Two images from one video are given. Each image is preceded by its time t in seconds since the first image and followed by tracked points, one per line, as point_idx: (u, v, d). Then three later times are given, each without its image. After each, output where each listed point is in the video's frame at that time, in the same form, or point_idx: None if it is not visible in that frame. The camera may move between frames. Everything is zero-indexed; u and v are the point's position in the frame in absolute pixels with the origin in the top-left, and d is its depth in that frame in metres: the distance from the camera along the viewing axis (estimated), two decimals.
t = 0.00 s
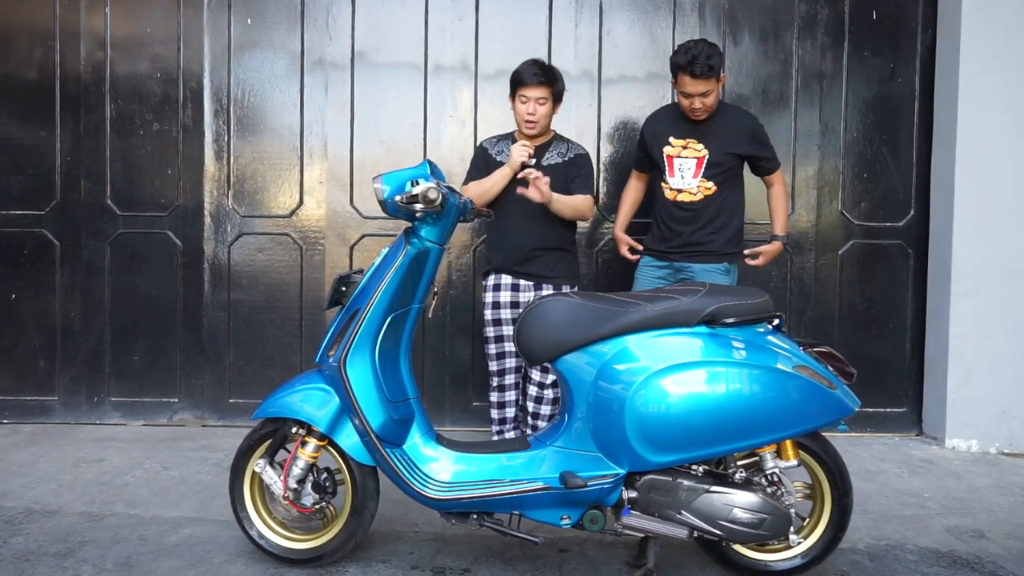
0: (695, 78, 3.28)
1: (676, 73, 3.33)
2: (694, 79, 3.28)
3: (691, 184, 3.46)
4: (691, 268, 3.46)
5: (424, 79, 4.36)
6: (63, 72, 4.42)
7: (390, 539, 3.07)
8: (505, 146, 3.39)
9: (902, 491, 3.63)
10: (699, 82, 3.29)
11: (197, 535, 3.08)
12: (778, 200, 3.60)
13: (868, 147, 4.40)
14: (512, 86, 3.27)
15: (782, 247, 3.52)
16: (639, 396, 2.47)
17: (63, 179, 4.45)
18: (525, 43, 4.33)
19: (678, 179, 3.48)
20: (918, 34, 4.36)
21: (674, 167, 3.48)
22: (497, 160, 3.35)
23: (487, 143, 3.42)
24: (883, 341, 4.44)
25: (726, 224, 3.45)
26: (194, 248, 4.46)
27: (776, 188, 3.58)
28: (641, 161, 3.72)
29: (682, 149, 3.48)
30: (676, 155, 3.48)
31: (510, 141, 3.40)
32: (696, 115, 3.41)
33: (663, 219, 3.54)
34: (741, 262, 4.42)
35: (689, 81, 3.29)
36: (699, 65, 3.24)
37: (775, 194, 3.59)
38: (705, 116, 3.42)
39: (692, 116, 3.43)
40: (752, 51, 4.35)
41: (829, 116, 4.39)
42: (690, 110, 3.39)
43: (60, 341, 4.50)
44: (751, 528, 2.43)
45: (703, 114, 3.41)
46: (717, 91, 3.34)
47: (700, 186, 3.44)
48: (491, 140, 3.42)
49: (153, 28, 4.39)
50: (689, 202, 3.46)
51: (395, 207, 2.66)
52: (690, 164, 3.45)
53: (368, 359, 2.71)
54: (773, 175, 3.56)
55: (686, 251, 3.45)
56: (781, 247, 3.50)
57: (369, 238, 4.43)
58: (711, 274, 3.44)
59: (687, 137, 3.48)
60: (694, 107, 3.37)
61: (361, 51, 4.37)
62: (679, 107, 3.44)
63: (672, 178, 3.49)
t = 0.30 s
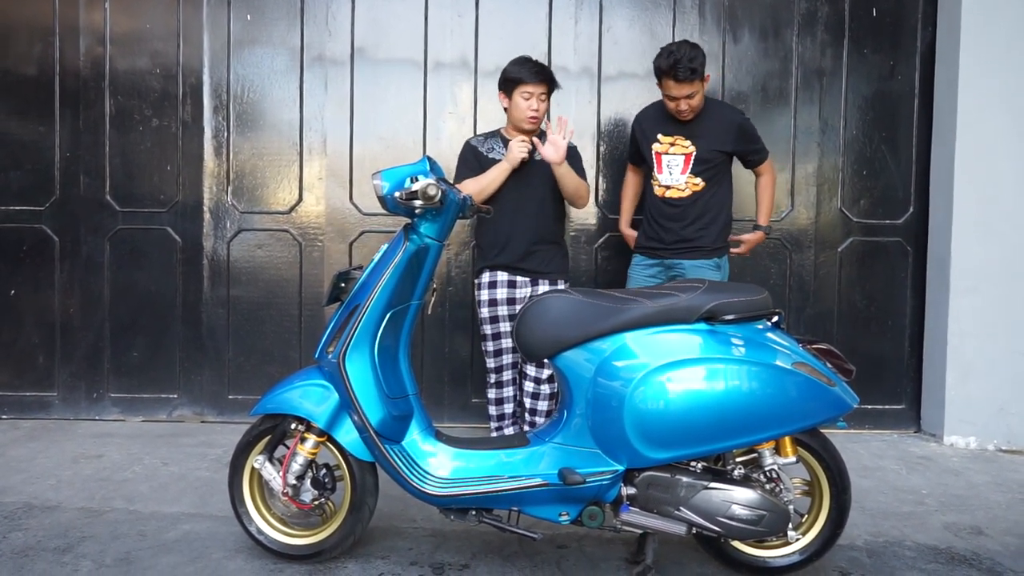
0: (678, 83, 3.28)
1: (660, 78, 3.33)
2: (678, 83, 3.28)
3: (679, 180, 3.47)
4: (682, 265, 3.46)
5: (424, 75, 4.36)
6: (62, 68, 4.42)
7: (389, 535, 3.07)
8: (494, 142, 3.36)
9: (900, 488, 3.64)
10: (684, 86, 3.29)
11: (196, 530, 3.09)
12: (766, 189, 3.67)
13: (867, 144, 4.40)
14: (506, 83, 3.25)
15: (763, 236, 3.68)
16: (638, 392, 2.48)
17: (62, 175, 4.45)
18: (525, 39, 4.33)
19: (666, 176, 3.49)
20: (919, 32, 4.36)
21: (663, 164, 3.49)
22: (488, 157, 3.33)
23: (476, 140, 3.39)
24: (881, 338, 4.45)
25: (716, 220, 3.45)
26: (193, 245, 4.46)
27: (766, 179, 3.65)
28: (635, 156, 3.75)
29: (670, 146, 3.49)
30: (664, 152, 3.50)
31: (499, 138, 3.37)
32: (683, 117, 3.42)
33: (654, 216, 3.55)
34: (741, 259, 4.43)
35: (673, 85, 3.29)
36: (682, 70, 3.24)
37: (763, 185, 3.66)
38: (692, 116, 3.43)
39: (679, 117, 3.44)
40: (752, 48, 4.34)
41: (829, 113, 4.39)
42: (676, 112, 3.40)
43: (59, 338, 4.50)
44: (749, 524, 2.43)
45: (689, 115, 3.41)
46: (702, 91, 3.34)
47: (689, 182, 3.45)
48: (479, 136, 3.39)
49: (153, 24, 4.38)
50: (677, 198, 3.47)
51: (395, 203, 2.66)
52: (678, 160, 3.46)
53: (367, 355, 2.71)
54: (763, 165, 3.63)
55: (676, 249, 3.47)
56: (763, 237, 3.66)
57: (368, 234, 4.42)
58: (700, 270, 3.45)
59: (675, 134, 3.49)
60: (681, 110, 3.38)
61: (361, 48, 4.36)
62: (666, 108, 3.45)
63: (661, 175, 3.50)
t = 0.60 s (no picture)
0: (660, 80, 3.28)
1: (642, 76, 3.33)
2: (660, 81, 3.28)
3: (664, 178, 3.47)
4: (667, 264, 3.48)
5: (424, 74, 4.36)
6: (62, 67, 4.42)
7: (388, 535, 3.07)
8: (489, 141, 3.36)
9: (899, 488, 3.64)
10: (666, 82, 3.29)
11: (196, 530, 3.09)
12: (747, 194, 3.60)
13: (867, 144, 4.40)
14: (505, 82, 3.25)
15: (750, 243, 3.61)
16: (637, 391, 2.48)
17: (62, 175, 4.45)
18: (525, 39, 4.33)
19: (652, 175, 3.50)
20: (918, 32, 4.36)
21: (648, 164, 3.50)
22: (485, 157, 3.33)
23: (470, 139, 3.38)
24: (881, 338, 4.45)
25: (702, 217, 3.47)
26: (193, 244, 4.46)
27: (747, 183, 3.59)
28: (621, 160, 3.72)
29: (654, 145, 3.50)
30: (649, 152, 3.51)
31: (495, 138, 3.38)
32: (667, 115, 3.43)
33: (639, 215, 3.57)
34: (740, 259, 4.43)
35: (655, 83, 3.29)
36: (664, 66, 3.24)
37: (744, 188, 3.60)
38: (677, 113, 3.43)
39: (663, 116, 3.44)
40: (751, 48, 4.35)
41: (828, 113, 4.39)
42: (660, 109, 3.40)
43: (59, 337, 4.50)
44: (748, 524, 2.43)
45: (673, 113, 3.41)
46: (684, 88, 3.34)
47: (673, 180, 3.45)
48: (473, 136, 3.39)
49: (153, 23, 4.38)
50: (662, 196, 3.46)
51: (395, 202, 2.66)
52: (661, 159, 3.46)
53: (367, 355, 2.71)
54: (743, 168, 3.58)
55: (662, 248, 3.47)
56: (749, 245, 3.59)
57: (368, 234, 4.42)
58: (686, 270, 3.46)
59: (658, 133, 3.50)
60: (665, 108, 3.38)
61: (361, 47, 4.36)
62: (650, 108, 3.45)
63: (646, 174, 3.51)
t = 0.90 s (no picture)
0: (647, 77, 3.33)
1: (628, 75, 3.38)
2: (646, 78, 3.33)
3: (652, 178, 3.51)
4: (651, 261, 3.53)
5: (424, 74, 4.36)
6: (62, 66, 4.42)
7: (388, 534, 3.07)
8: (487, 140, 3.36)
9: (900, 487, 3.64)
10: (652, 80, 3.34)
11: (196, 529, 3.09)
12: (719, 200, 3.52)
13: (867, 143, 4.40)
14: (502, 83, 3.23)
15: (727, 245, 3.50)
16: (637, 391, 2.48)
17: (62, 174, 4.45)
18: (525, 38, 4.33)
19: (639, 175, 3.54)
20: (919, 31, 4.36)
21: (634, 165, 3.54)
22: (483, 156, 3.33)
23: (468, 138, 3.38)
24: (881, 337, 4.45)
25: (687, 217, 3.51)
26: (193, 243, 4.46)
27: (718, 188, 3.52)
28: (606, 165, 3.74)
29: (640, 147, 3.54)
30: (635, 153, 3.54)
31: (493, 137, 3.38)
32: (653, 113, 3.46)
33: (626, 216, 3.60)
34: (740, 259, 4.43)
35: (641, 80, 3.34)
36: (649, 64, 3.29)
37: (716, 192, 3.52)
38: (662, 112, 3.48)
39: (649, 114, 3.48)
40: (751, 47, 4.35)
41: (829, 113, 4.39)
42: (646, 108, 3.44)
43: (59, 336, 4.50)
44: (749, 524, 2.43)
45: (659, 111, 3.45)
46: (669, 87, 3.40)
47: (661, 180, 3.50)
48: (471, 135, 3.38)
49: (153, 22, 4.38)
50: (651, 196, 3.51)
51: (395, 202, 2.66)
52: (648, 160, 3.51)
53: (367, 354, 2.71)
54: (714, 172, 3.52)
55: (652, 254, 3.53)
56: (726, 246, 3.47)
57: (368, 233, 4.42)
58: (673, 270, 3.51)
59: (643, 135, 3.53)
60: (651, 106, 3.42)
61: (362, 47, 4.36)
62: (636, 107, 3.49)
63: (633, 175, 3.55)
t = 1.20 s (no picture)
0: (635, 71, 3.42)
1: (616, 69, 3.47)
2: (634, 72, 3.43)
3: (637, 177, 3.58)
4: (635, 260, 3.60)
5: (422, 71, 4.35)
6: (58, 62, 4.40)
7: (385, 531, 3.07)
8: (484, 138, 3.35)
9: (897, 484, 3.65)
10: (640, 75, 3.43)
11: (193, 526, 3.08)
12: (699, 197, 3.54)
13: (865, 141, 4.41)
14: (506, 78, 3.24)
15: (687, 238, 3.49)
16: (635, 388, 2.48)
17: (58, 171, 4.44)
18: (523, 35, 4.32)
19: (624, 174, 3.60)
20: (916, 29, 4.36)
21: (620, 164, 3.61)
22: (480, 155, 3.31)
23: (464, 135, 3.36)
24: (878, 334, 4.46)
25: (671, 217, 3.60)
26: (190, 240, 4.45)
27: (702, 186, 3.54)
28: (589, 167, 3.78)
29: (626, 146, 3.61)
30: (621, 153, 3.62)
31: (490, 134, 3.36)
32: (638, 111, 3.54)
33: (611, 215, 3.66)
34: (738, 256, 4.43)
35: (630, 74, 3.43)
36: (637, 59, 3.39)
37: (698, 188, 3.55)
38: (647, 110, 3.56)
39: (635, 112, 3.56)
40: (749, 45, 4.35)
41: (826, 110, 4.39)
42: (632, 105, 3.52)
43: (55, 333, 4.49)
44: (746, 520, 2.43)
45: (644, 109, 3.53)
46: (655, 84, 3.50)
47: (645, 179, 3.57)
48: (467, 132, 3.37)
49: (150, 19, 4.37)
50: (636, 194, 3.57)
51: (392, 198, 2.65)
52: (634, 159, 3.58)
53: (365, 351, 2.71)
54: (700, 171, 3.55)
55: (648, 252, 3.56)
56: (683, 236, 3.46)
57: (365, 231, 4.42)
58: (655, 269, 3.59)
59: (629, 135, 3.61)
60: (636, 102, 3.50)
61: (359, 43, 4.35)
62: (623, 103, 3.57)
63: (619, 174, 3.61)
